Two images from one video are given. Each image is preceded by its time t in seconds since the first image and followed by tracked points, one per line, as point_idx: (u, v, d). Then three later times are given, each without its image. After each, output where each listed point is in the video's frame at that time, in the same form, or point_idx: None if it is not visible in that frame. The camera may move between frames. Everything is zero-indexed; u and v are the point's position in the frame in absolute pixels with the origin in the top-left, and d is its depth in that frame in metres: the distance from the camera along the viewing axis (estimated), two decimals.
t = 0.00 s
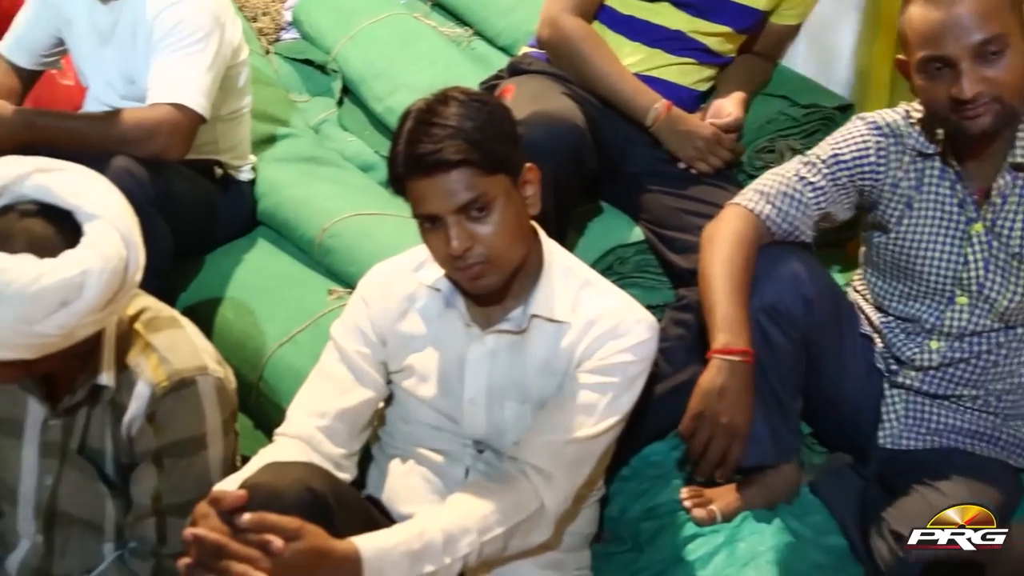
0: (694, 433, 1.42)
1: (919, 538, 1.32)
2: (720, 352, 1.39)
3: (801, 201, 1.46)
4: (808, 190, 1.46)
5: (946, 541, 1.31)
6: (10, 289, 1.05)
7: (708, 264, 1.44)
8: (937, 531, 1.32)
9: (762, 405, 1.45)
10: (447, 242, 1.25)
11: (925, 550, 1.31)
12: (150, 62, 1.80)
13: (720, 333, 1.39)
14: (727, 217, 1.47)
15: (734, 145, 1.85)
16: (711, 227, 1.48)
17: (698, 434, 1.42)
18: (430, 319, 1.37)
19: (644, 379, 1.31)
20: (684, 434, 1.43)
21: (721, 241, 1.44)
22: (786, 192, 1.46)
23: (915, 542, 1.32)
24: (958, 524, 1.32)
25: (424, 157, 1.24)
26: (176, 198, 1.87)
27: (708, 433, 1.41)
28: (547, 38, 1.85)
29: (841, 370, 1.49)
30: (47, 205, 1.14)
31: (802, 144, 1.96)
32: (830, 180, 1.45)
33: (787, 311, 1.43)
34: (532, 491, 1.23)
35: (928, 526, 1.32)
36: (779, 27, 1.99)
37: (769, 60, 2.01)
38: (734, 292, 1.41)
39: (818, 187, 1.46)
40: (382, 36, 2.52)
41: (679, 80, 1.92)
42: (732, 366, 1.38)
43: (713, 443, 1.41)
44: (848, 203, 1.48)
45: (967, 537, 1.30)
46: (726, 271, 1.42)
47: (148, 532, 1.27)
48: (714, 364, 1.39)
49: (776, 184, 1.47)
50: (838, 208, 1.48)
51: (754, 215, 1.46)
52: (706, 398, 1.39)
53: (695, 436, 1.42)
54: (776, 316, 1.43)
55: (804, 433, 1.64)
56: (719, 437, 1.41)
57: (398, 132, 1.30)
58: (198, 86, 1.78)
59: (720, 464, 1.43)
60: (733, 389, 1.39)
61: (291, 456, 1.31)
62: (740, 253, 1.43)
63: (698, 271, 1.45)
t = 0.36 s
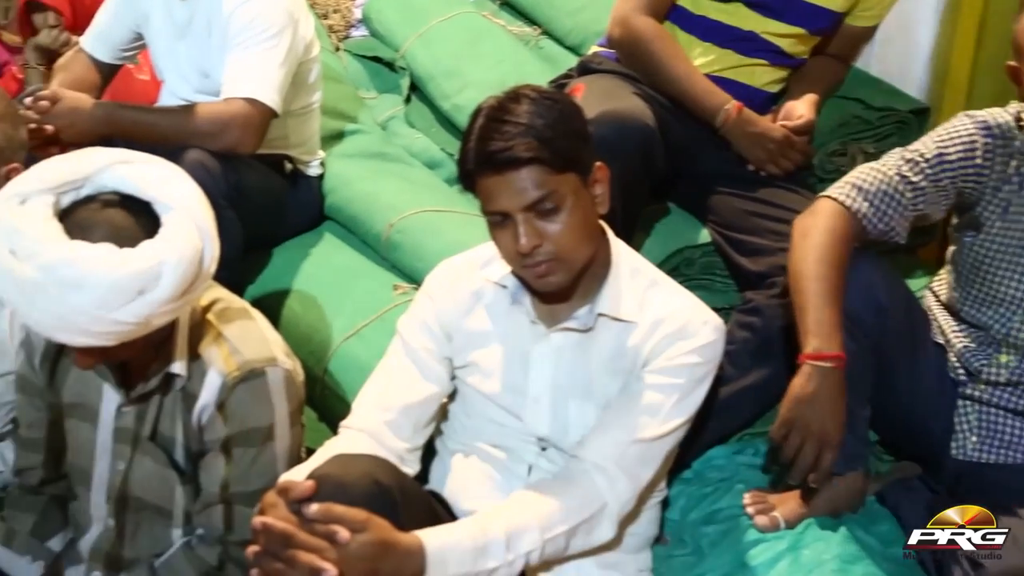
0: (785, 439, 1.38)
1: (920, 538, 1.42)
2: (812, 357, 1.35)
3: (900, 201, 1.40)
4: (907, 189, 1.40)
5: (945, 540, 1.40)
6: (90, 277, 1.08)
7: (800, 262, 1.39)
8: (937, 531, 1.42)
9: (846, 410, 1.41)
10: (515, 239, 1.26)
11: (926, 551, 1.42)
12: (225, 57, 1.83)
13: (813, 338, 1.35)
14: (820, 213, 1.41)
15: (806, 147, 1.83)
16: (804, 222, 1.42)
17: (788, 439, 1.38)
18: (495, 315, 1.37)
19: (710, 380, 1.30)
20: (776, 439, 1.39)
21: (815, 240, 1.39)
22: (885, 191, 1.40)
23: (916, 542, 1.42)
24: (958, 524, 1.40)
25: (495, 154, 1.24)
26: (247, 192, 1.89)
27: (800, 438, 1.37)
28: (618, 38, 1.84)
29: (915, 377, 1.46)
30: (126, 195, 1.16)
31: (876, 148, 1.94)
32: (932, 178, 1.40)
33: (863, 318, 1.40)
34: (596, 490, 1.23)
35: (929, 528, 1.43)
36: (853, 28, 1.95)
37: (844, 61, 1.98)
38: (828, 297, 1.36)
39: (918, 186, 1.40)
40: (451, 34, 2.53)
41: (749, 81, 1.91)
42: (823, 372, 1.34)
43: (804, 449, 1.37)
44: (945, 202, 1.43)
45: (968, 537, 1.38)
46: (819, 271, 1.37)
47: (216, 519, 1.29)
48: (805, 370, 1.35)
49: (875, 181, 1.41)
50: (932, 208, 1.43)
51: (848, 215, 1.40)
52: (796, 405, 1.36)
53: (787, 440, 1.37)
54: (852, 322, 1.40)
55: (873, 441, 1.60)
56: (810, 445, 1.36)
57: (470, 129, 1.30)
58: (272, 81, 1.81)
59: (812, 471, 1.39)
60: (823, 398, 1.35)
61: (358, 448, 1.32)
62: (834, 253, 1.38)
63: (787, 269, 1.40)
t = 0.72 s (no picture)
0: (849, 472, 1.41)
1: (920, 538, 1.37)
2: (866, 397, 1.37)
3: (963, 226, 1.44)
4: (971, 215, 1.44)
5: (946, 540, 1.36)
6: (165, 268, 1.10)
7: (854, 283, 1.42)
8: (936, 531, 1.37)
9: (909, 424, 1.40)
10: (582, 236, 1.25)
11: (928, 549, 1.35)
12: (295, 54, 1.85)
13: (867, 376, 1.37)
14: (879, 235, 1.43)
15: (877, 148, 1.78)
16: (862, 245, 1.44)
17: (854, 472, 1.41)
18: (560, 313, 1.36)
19: (777, 383, 1.28)
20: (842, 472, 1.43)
21: (873, 263, 1.41)
22: (947, 215, 1.43)
23: (916, 542, 1.36)
24: (958, 524, 1.38)
25: (564, 151, 1.24)
26: (314, 188, 1.91)
27: (862, 473, 1.40)
28: (687, 37, 1.82)
29: (988, 384, 1.42)
30: (200, 187, 1.18)
31: (951, 150, 1.90)
32: (995, 207, 1.44)
33: (934, 322, 1.39)
34: (660, 490, 1.22)
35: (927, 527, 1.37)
36: (928, 28, 1.92)
37: (920, 63, 1.94)
38: (884, 322, 1.38)
39: (983, 215, 1.44)
40: (518, 33, 2.53)
41: (821, 81, 1.88)
42: (876, 412, 1.36)
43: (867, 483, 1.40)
44: (1007, 230, 1.47)
45: (967, 538, 1.38)
46: (872, 292, 1.39)
47: (280, 509, 1.30)
48: (859, 410, 1.38)
49: (938, 206, 1.44)
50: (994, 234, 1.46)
51: (907, 236, 1.43)
52: (854, 443, 1.39)
53: (851, 475, 1.41)
54: (917, 326, 1.39)
55: (943, 449, 1.56)
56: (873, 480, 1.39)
57: (539, 126, 1.30)
58: (341, 78, 1.83)
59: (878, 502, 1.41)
60: (879, 437, 1.37)
61: (418, 442, 1.34)
62: (890, 273, 1.39)
63: (842, 290, 1.43)
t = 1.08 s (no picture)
0: (919, 499, 1.39)
1: (920, 539, 1.36)
2: (938, 419, 1.35)
3: None
4: None
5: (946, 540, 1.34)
6: (231, 255, 1.11)
7: (919, 298, 1.40)
8: (936, 531, 1.35)
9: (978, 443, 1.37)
10: (645, 234, 1.24)
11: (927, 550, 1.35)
12: (359, 49, 1.86)
13: (939, 399, 1.35)
14: (945, 249, 1.39)
15: (946, 152, 1.74)
16: (928, 259, 1.41)
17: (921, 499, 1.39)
18: (619, 312, 1.36)
19: (839, 388, 1.26)
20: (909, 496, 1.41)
21: (941, 277, 1.37)
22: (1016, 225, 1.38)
23: (916, 542, 1.36)
24: (958, 524, 1.34)
25: (629, 148, 1.23)
26: (375, 182, 1.92)
27: (932, 499, 1.38)
28: (752, 37, 1.80)
29: None
30: (267, 178, 1.19)
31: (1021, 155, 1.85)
32: None
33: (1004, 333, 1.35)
34: (718, 493, 1.20)
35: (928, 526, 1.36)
36: (1001, 30, 1.88)
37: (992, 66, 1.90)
38: (954, 338, 1.35)
39: None
40: (578, 31, 2.52)
41: (889, 84, 1.84)
42: (950, 434, 1.34)
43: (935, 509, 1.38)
44: None
45: (969, 538, 1.34)
46: (938, 309, 1.36)
47: (335, 499, 1.30)
48: (930, 433, 1.35)
49: (1007, 215, 1.39)
50: None
51: (976, 249, 1.39)
52: (924, 467, 1.36)
53: (920, 500, 1.39)
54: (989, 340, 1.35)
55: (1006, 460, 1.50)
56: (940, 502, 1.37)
57: (604, 123, 1.29)
58: (403, 73, 1.83)
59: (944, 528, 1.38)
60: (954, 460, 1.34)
61: (474, 435, 1.34)
62: (957, 288, 1.36)
63: (908, 305, 1.41)
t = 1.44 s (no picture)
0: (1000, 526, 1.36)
1: (920, 539, 1.39)
2: None
3: None
4: None
5: (946, 540, 1.38)
6: (297, 261, 1.12)
7: (998, 316, 1.44)
8: (937, 532, 1.39)
9: None
10: (709, 246, 1.23)
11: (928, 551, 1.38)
12: (423, 57, 1.87)
13: None
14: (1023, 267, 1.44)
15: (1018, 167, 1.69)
16: (1004, 278, 1.46)
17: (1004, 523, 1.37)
18: (680, 325, 1.34)
19: (905, 407, 1.24)
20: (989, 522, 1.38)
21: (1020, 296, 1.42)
22: None
23: (916, 541, 1.39)
24: (957, 524, 1.38)
25: (695, 160, 1.22)
26: (435, 190, 1.92)
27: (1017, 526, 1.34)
28: (818, 47, 1.79)
29: None
30: (333, 184, 1.20)
31: None
32: None
33: None
34: (780, 510, 1.19)
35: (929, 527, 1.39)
36: None
37: None
38: None
39: None
40: (640, 41, 2.51)
41: (958, 97, 1.82)
42: None
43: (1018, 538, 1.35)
44: None
45: (968, 537, 1.36)
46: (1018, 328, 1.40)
47: (394, 505, 1.31)
48: (1017, 457, 1.35)
49: None
50: None
51: None
52: (1008, 493, 1.35)
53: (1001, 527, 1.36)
54: None
55: None
56: None
57: (669, 134, 1.29)
58: (466, 81, 1.84)
59: None
60: None
61: (532, 446, 1.33)
62: None
63: (986, 322, 1.46)
